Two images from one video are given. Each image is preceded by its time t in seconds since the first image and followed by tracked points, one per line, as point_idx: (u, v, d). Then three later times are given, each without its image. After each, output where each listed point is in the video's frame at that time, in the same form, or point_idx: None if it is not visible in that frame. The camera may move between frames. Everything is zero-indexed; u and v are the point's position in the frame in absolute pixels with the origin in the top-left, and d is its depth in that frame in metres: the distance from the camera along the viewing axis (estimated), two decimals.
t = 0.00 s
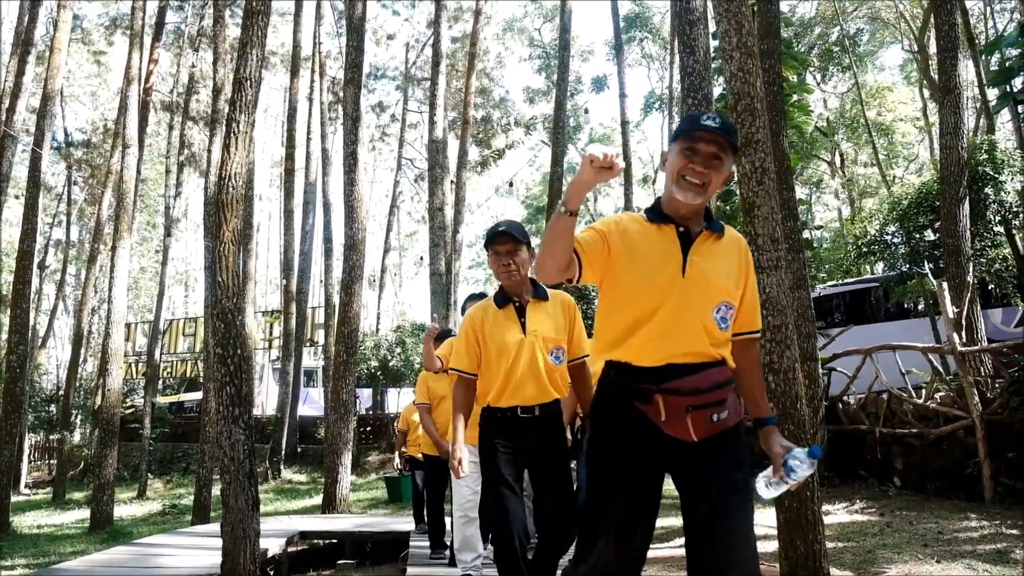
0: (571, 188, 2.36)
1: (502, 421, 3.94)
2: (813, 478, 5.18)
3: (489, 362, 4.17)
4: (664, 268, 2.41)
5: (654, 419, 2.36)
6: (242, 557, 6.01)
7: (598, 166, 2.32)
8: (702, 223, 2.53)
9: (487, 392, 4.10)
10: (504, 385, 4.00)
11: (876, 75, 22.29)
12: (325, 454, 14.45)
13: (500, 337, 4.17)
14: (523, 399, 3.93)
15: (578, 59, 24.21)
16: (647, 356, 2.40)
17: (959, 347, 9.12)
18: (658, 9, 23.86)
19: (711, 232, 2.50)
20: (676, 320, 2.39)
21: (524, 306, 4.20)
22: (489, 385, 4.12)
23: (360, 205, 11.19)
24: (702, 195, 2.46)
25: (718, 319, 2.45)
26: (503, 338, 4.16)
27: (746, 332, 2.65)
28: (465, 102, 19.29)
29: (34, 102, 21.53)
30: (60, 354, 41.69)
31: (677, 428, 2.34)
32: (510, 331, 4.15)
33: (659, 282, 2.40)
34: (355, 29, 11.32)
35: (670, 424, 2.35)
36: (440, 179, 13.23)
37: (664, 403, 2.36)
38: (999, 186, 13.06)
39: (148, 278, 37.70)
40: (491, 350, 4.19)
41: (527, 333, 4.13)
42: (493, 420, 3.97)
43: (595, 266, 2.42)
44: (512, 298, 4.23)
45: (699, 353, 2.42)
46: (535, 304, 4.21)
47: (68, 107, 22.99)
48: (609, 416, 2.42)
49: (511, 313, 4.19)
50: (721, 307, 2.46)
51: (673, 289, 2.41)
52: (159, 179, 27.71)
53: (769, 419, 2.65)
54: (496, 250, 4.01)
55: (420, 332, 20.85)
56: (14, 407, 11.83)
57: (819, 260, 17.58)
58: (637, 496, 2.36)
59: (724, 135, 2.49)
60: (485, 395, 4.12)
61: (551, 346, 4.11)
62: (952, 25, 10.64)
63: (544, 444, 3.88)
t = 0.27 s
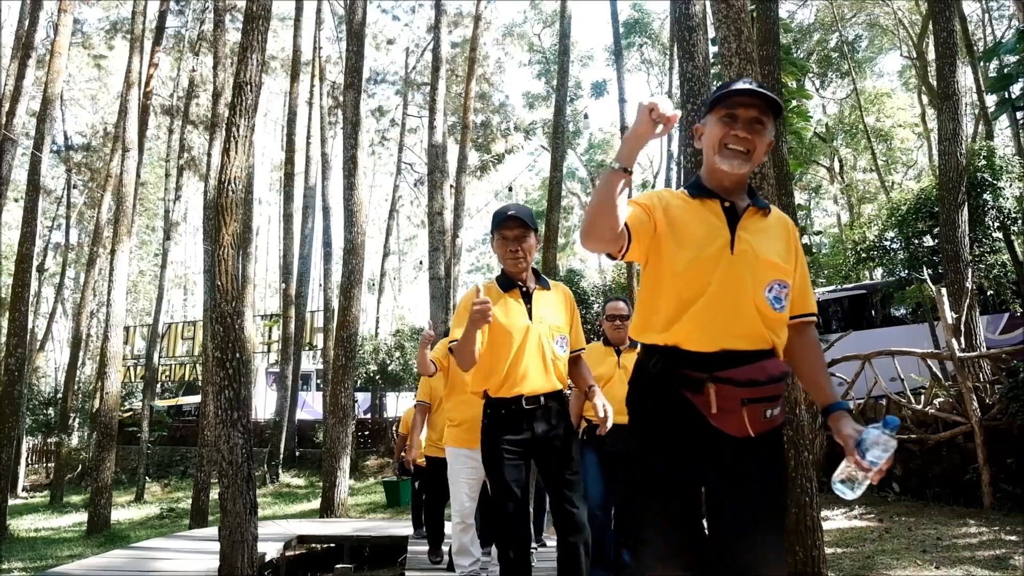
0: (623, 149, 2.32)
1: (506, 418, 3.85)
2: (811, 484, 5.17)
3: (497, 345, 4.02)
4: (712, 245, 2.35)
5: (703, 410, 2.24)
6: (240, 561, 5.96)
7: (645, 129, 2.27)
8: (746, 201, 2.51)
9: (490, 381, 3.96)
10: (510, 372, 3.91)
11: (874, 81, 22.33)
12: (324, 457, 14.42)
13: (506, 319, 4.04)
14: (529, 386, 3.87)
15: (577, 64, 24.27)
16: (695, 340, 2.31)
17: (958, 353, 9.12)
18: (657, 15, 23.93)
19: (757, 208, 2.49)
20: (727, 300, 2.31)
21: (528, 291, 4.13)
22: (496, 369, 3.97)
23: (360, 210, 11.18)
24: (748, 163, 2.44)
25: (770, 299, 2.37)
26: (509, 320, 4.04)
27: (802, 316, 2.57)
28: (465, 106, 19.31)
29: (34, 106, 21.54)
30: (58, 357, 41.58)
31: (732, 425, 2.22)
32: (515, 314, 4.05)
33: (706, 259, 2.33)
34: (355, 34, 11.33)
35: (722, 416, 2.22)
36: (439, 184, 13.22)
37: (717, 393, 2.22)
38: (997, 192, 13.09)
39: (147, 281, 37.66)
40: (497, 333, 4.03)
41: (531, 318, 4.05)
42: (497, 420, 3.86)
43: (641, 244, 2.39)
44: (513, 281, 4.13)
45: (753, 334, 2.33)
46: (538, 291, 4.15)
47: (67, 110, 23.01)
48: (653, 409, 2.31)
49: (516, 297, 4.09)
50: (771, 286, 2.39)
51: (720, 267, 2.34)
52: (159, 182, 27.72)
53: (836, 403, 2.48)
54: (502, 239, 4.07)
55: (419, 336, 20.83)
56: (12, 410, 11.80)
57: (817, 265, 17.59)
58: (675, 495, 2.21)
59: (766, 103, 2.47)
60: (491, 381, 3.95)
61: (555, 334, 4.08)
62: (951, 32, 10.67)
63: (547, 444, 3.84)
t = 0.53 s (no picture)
0: (637, 142, 2.26)
1: (517, 418, 3.75)
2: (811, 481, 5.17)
3: (518, 336, 3.95)
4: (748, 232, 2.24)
5: (748, 412, 2.15)
6: (238, 556, 6.00)
7: (660, 118, 2.22)
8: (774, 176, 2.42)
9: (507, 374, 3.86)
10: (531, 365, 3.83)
11: (875, 78, 22.30)
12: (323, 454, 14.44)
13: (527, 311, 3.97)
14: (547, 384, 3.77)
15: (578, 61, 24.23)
16: (745, 335, 2.16)
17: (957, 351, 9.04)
18: (657, 11, 23.88)
19: (788, 183, 2.40)
20: (769, 287, 2.21)
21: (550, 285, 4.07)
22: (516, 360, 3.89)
23: (359, 206, 11.17)
24: (773, 135, 2.36)
25: (812, 284, 2.29)
26: (530, 312, 3.97)
27: (847, 296, 2.47)
28: (465, 102, 19.28)
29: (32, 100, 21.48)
30: (57, 353, 41.57)
31: (776, 430, 2.16)
32: (536, 307, 3.99)
33: (742, 241, 2.23)
34: (354, 30, 11.30)
35: (768, 417, 2.15)
36: (439, 180, 13.20)
37: (764, 393, 2.12)
38: (997, 190, 13.10)
39: (146, 277, 37.65)
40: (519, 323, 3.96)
41: (552, 313, 3.99)
42: (508, 419, 3.77)
43: (665, 230, 2.29)
44: (536, 272, 4.05)
45: (798, 322, 2.22)
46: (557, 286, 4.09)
47: (66, 105, 22.95)
48: (696, 411, 2.18)
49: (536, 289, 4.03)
50: (813, 270, 2.31)
51: (757, 249, 2.23)
52: (158, 178, 27.68)
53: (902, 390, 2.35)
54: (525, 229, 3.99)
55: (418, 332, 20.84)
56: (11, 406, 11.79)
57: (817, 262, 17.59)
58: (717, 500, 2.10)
59: (784, 65, 2.38)
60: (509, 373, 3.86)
61: (571, 332, 4.02)
62: (952, 29, 10.66)
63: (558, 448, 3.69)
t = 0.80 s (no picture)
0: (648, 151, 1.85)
1: (551, 417, 3.44)
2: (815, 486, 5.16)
3: (553, 329, 3.71)
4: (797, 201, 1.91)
5: (831, 419, 1.84)
6: (240, 564, 5.96)
7: (677, 106, 1.81)
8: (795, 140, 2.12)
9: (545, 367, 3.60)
10: (570, 358, 3.58)
11: (873, 82, 22.36)
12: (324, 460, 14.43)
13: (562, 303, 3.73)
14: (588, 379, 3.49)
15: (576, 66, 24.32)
16: (811, 327, 1.83)
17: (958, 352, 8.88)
18: (656, 16, 24.00)
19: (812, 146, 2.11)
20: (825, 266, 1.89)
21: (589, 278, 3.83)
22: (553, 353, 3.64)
23: (359, 212, 11.18)
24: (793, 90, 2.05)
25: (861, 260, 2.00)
26: (566, 303, 3.73)
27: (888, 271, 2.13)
28: (464, 108, 19.33)
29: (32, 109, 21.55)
30: (58, 361, 41.58)
31: (862, 437, 1.86)
32: (573, 299, 3.74)
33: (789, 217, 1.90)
34: (353, 36, 11.36)
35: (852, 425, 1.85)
36: (438, 186, 13.22)
37: (846, 392, 1.81)
38: (996, 192, 13.14)
39: (146, 285, 37.69)
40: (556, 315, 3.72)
41: (591, 306, 3.74)
42: (542, 423, 3.46)
43: (694, 220, 1.93)
44: (573, 263, 3.83)
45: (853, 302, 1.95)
46: (597, 280, 3.84)
47: (66, 114, 23.00)
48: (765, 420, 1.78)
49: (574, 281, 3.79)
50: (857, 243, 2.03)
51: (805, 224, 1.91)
52: (158, 185, 27.75)
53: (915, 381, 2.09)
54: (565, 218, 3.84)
55: (418, 338, 20.85)
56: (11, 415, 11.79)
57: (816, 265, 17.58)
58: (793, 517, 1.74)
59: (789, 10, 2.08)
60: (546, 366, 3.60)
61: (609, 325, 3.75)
62: (948, 32, 10.69)
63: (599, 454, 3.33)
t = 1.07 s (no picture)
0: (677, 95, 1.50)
1: (576, 406, 3.17)
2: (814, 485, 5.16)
3: (572, 319, 3.32)
4: (827, 127, 1.56)
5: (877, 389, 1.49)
6: (236, 567, 5.93)
7: (719, 23, 1.47)
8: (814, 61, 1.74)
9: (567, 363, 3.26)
10: (595, 352, 3.22)
11: (869, 82, 22.41)
12: (321, 462, 14.42)
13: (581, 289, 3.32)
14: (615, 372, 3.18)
15: (572, 67, 24.35)
16: (846, 276, 1.50)
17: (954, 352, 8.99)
18: (652, 17, 24.03)
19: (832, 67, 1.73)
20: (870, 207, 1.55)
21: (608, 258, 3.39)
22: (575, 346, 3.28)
23: (355, 214, 11.17)
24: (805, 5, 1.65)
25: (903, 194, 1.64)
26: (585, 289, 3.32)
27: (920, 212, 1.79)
28: (460, 110, 19.35)
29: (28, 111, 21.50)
30: (54, 363, 41.51)
31: (904, 395, 1.48)
32: (592, 283, 3.33)
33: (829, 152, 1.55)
34: (350, 38, 11.37)
35: (894, 383, 1.48)
36: (435, 187, 13.21)
37: (894, 350, 1.47)
38: (992, 192, 13.16)
39: (143, 286, 37.63)
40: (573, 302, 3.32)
41: (613, 289, 3.33)
42: (566, 411, 3.17)
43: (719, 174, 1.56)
44: (591, 244, 3.38)
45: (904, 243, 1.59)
46: (618, 261, 3.42)
47: (62, 115, 22.95)
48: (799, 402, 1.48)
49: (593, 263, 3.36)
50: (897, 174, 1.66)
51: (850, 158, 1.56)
52: (155, 187, 27.72)
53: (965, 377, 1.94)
54: (578, 196, 3.36)
55: (416, 339, 20.85)
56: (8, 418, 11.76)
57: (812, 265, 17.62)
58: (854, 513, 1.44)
59: None
60: (569, 362, 3.26)
61: (635, 309, 3.34)
62: (944, 33, 10.70)
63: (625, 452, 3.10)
